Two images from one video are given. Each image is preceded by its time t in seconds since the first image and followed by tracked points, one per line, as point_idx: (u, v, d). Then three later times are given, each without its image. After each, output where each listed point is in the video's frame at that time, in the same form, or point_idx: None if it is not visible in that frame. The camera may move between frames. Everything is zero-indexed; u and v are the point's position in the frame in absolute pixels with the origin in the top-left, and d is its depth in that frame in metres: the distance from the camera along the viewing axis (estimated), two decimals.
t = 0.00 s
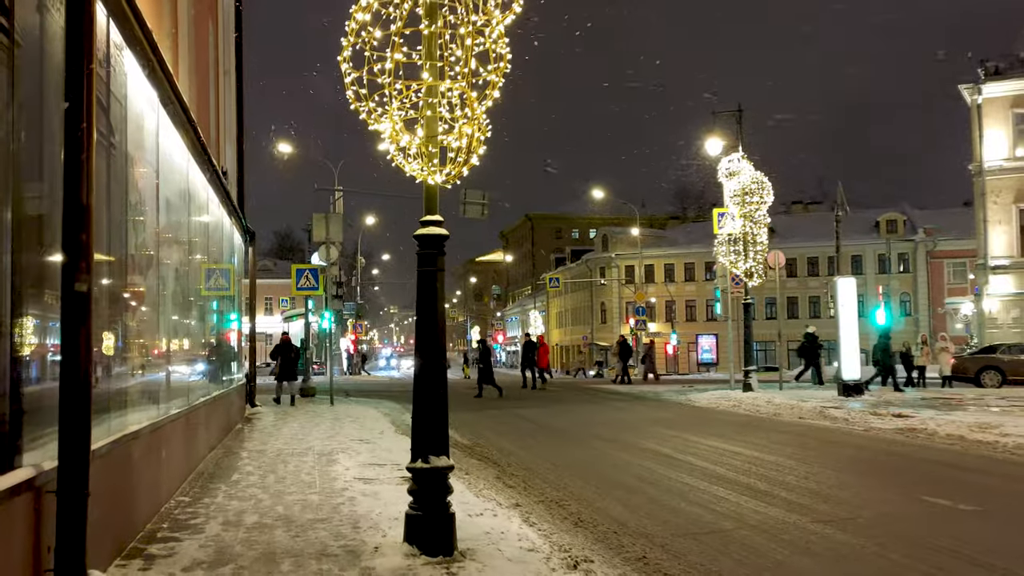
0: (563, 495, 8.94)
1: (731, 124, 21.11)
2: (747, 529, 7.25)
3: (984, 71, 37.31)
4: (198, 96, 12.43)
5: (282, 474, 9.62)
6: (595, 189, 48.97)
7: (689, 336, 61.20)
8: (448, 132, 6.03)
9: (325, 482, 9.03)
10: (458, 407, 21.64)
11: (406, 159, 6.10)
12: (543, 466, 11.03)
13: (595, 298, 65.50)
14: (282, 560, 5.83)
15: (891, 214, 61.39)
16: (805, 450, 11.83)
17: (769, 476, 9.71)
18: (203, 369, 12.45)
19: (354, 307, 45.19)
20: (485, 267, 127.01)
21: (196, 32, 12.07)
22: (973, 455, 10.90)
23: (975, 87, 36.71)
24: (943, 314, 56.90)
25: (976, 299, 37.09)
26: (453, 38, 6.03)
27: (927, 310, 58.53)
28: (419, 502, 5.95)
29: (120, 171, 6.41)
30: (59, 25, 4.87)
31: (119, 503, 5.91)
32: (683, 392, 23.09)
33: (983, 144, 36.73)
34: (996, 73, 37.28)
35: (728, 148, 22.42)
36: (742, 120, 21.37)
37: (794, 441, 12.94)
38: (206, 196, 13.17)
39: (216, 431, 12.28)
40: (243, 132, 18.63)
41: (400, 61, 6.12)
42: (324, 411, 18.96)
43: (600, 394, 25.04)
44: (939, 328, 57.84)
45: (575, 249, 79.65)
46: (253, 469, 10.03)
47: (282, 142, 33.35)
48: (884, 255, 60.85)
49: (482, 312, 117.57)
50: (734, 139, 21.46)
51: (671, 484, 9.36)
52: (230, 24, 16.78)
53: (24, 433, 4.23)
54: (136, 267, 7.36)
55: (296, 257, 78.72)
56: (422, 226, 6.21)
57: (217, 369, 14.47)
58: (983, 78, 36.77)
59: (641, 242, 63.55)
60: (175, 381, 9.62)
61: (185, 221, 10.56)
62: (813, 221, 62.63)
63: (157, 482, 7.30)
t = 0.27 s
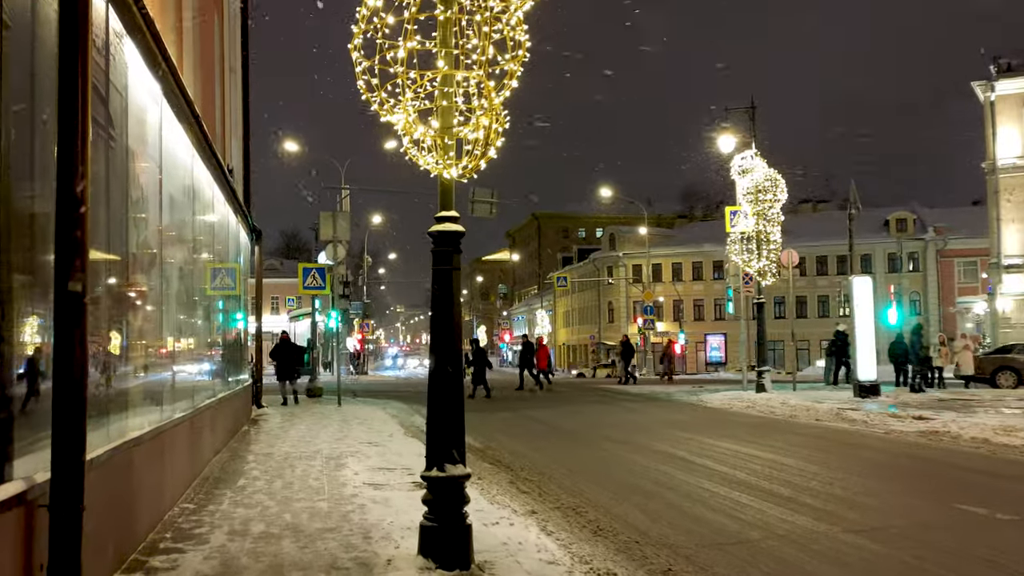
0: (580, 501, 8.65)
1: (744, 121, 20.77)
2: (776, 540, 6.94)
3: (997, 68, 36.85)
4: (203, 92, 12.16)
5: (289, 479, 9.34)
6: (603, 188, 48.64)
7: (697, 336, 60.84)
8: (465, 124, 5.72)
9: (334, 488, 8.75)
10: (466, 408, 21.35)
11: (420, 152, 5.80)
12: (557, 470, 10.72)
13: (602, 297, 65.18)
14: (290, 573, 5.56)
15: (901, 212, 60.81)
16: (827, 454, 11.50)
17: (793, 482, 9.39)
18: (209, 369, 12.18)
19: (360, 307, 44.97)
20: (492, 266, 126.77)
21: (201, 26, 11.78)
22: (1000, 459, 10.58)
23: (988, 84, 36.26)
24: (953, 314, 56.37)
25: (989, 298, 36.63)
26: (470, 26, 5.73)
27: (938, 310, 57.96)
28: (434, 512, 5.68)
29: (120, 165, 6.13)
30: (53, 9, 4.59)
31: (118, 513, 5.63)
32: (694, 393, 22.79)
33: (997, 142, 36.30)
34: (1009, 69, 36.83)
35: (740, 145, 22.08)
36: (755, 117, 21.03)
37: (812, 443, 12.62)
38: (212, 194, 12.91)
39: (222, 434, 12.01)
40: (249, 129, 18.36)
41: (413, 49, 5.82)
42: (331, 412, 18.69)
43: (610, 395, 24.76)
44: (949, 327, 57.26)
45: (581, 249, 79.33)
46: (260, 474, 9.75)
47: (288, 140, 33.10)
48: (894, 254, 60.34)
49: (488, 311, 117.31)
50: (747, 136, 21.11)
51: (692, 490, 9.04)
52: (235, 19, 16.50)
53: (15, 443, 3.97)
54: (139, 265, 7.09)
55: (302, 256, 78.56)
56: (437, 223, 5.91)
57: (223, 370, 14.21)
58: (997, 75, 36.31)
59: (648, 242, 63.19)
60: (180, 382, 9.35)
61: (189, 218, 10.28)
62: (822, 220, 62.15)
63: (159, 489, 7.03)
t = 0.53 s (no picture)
0: (597, 503, 8.34)
1: (757, 115, 20.42)
2: (809, 544, 6.59)
3: (1010, 63, 36.36)
4: (207, 81, 11.87)
5: (296, 479, 9.03)
6: (609, 185, 48.27)
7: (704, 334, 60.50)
8: (482, 105, 5.42)
9: (342, 489, 8.44)
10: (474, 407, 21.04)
11: (436, 135, 5.51)
12: (572, 470, 10.40)
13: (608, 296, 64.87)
14: None
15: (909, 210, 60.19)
16: (849, 454, 11.15)
17: (817, 483, 9.05)
18: (213, 366, 11.89)
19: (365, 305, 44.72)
20: (496, 264, 126.57)
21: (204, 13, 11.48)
22: None
23: (1000, 79, 35.78)
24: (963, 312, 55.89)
25: (1001, 296, 36.19)
26: None
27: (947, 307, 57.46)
28: (450, 516, 5.37)
29: (118, 151, 5.83)
30: None
31: (116, 517, 5.32)
32: (705, 391, 22.49)
33: (1009, 137, 35.83)
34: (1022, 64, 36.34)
35: (752, 140, 21.73)
36: (768, 111, 20.68)
37: (832, 443, 12.29)
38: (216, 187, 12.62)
39: (227, 433, 11.73)
40: (254, 123, 18.07)
41: (427, 27, 5.51)
42: (338, 410, 18.43)
43: (618, 393, 24.46)
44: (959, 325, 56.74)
45: (587, 247, 78.98)
46: (265, 474, 9.45)
47: (293, 137, 32.82)
48: (901, 251, 59.85)
49: (492, 309, 117.03)
50: (760, 129, 20.75)
51: (714, 491, 8.71)
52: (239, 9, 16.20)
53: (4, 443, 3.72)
54: (140, 257, 6.80)
55: (307, 255, 78.36)
56: (453, 209, 5.62)
57: (227, 366, 13.91)
58: (1010, 70, 35.83)
59: (654, 239, 62.85)
60: (183, 378, 9.06)
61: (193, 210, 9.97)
62: (830, 217, 61.71)
63: (161, 491, 6.72)
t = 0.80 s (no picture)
0: (612, 511, 8.06)
1: (768, 111, 20.09)
2: (840, 558, 6.28)
3: (1021, 60, 35.98)
4: (211, 75, 11.58)
5: (301, 486, 8.75)
6: (614, 184, 47.97)
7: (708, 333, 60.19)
8: (500, 96, 5.11)
9: (349, 496, 8.15)
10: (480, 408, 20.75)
11: (450, 127, 5.21)
12: (584, 475, 10.11)
13: (612, 295, 64.59)
14: None
15: (915, 208, 60.04)
16: (869, 459, 10.83)
17: (841, 491, 8.74)
18: (216, 368, 11.61)
19: (369, 304, 44.49)
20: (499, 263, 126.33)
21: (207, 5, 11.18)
22: None
23: (1011, 76, 35.40)
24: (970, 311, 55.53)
25: (1011, 296, 35.83)
26: None
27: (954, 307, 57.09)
28: (464, 530, 5.08)
29: (115, 146, 5.55)
30: None
31: (112, 532, 5.04)
32: (714, 392, 22.21)
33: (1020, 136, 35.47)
34: None
35: (763, 137, 21.41)
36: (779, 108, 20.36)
37: (849, 447, 11.99)
38: (220, 184, 12.34)
39: (230, 437, 11.46)
40: (257, 119, 17.77)
41: (441, 14, 5.21)
42: (342, 412, 18.17)
43: (626, 394, 24.19)
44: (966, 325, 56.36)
45: (591, 245, 78.65)
46: (269, 480, 9.16)
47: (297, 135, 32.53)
48: (908, 250, 59.48)
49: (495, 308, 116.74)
50: (771, 126, 20.42)
51: (734, 499, 8.39)
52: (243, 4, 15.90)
53: None
54: (138, 256, 6.51)
55: (310, 254, 78.13)
56: (468, 206, 5.31)
57: (230, 368, 13.62)
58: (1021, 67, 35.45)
59: (659, 238, 62.55)
60: (185, 381, 8.77)
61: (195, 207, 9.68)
62: (837, 216, 61.33)
63: (161, 500, 6.45)
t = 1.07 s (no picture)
0: (624, 512, 7.79)
1: (776, 105, 19.81)
2: (867, 562, 6.00)
3: None
4: (210, 65, 11.28)
5: (302, 486, 8.47)
6: (617, 180, 47.63)
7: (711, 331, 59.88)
8: (514, 73, 4.83)
9: (352, 497, 7.86)
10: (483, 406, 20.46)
11: (461, 107, 4.92)
12: (593, 475, 9.81)
13: (614, 292, 64.27)
14: None
15: (919, 205, 59.69)
16: (886, 457, 10.53)
17: (862, 491, 8.43)
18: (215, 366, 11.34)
19: (370, 301, 44.20)
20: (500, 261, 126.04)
21: None
22: None
23: (1019, 71, 35.06)
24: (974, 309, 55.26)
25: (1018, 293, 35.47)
26: None
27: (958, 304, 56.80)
28: (476, 534, 4.78)
29: (105, 127, 5.25)
30: None
31: (102, 537, 4.78)
32: (720, 389, 21.93)
33: None
34: None
35: (770, 131, 21.11)
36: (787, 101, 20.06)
37: (864, 445, 11.71)
38: (219, 177, 12.05)
39: (229, 436, 11.17)
40: (257, 113, 17.47)
41: None
42: (344, 409, 17.89)
43: (630, 391, 23.91)
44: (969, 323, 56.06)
45: (593, 243, 78.41)
46: (269, 480, 8.87)
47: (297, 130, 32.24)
48: (912, 247, 59.12)
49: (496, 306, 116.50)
50: (778, 120, 20.13)
51: (751, 499, 8.10)
52: None
53: None
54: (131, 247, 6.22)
55: (310, 252, 77.87)
56: (478, 192, 5.02)
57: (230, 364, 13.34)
58: None
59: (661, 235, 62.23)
60: (182, 378, 8.48)
61: (193, 198, 9.39)
62: (840, 213, 60.99)
63: (156, 501, 6.18)
